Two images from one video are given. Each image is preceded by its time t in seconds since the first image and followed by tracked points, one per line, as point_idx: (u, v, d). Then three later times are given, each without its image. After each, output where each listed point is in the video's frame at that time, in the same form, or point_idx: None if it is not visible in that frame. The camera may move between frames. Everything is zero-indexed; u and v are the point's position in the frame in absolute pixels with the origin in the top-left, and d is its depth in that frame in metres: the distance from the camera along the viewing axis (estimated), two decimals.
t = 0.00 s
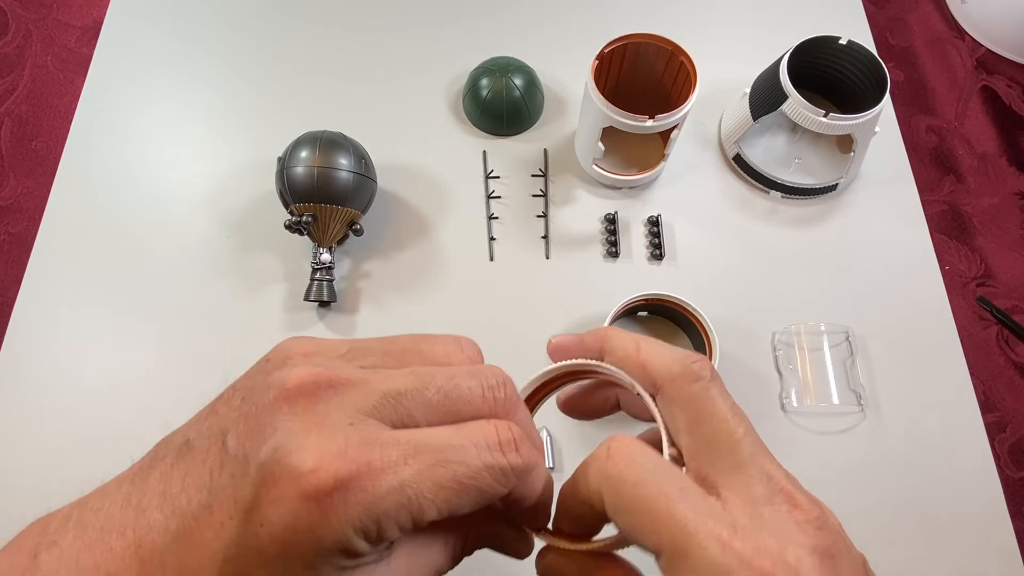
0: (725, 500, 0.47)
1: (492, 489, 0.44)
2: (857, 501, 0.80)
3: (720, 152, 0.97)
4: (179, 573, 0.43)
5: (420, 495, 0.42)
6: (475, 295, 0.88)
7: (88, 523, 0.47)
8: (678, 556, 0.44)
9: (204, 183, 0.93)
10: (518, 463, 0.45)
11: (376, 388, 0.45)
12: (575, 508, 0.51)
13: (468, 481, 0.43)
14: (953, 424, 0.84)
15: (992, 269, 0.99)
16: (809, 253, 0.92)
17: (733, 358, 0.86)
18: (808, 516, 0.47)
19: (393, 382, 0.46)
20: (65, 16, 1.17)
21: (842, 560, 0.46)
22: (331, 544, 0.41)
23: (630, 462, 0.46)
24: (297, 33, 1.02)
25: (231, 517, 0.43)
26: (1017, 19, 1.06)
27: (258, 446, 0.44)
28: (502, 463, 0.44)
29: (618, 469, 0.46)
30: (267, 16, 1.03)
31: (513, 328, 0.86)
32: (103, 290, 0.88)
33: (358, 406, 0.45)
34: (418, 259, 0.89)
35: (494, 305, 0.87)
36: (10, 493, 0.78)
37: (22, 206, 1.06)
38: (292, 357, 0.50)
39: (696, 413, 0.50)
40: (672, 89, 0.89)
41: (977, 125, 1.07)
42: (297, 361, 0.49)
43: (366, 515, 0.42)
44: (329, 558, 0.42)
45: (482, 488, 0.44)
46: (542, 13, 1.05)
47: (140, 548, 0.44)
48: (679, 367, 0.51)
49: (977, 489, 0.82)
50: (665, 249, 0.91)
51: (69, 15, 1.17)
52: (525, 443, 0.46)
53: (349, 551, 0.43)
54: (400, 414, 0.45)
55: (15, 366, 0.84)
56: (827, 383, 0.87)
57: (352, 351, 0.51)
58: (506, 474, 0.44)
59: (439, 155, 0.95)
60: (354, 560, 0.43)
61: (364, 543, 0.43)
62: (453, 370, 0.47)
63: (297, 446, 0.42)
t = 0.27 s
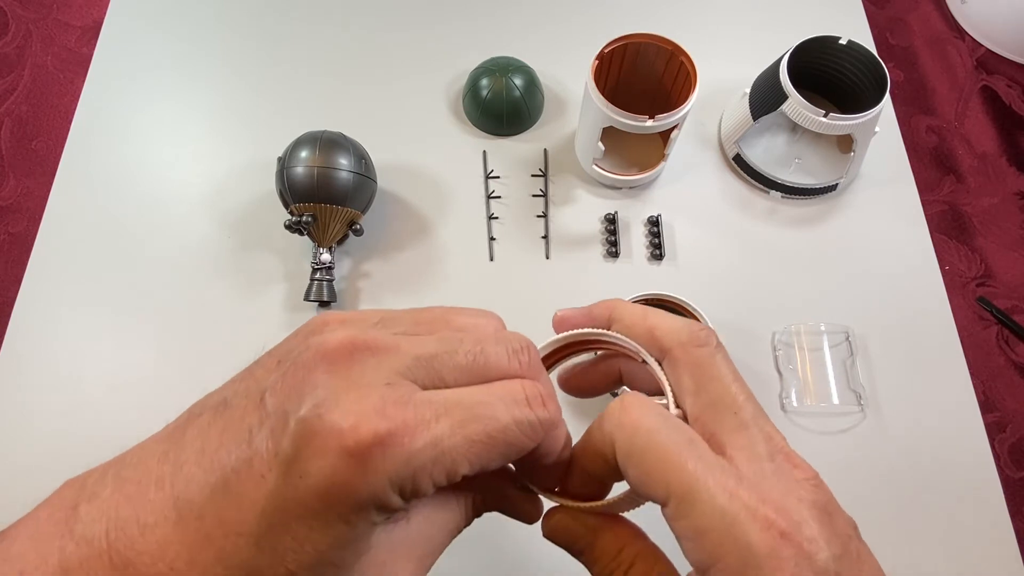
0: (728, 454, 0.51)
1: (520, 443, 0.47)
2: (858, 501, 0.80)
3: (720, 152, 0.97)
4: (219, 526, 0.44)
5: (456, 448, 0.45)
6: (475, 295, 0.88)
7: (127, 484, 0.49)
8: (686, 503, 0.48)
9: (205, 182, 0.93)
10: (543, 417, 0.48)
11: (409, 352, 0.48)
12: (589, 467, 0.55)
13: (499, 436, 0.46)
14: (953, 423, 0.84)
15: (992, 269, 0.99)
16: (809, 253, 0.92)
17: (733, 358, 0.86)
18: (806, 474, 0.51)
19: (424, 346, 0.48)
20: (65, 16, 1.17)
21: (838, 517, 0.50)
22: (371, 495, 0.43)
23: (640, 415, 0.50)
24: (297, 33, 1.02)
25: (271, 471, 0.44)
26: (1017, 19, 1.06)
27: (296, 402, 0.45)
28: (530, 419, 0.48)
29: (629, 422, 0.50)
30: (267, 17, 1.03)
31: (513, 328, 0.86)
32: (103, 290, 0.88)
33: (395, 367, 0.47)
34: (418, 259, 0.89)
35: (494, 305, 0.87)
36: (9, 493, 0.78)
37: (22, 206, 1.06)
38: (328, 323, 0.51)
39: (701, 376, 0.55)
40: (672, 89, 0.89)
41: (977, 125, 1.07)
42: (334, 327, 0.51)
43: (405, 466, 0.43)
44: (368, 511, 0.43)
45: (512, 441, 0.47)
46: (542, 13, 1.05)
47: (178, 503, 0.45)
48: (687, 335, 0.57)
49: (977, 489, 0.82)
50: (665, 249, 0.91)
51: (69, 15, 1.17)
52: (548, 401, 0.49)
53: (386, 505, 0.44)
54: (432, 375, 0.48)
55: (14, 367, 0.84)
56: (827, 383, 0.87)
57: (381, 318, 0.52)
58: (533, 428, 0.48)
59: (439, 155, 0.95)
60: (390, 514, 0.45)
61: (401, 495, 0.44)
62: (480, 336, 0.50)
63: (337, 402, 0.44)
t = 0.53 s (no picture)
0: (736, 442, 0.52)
1: (526, 451, 0.47)
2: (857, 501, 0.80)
3: (720, 152, 0.97)
4: (228, 529, 0.45)
5: (460, 459, 0.44)
6: (475, 295, 0.88)
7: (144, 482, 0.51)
8: (697, 488, 0.48)
9: (205, 183, 0.93)
10: (550, 424, 0.47)
11: (409, 359, 0.48)
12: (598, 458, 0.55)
13: (503, 444, 0.46)
14: (953, 424, 0.84)
15: (992, 269, 0.99)
16: (809, 253, 0.92)
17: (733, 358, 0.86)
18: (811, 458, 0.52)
19: (425, 353, 0.48)
20: (65, 16, 1.17)
21: (845, 501, 0.51)
22: (374, 506, 0.43)
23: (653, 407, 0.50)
24: (297, 33, 1.02)
25: (277, 479, 0.44)
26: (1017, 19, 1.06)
27: (300, 412, 0.45)
28: (535, 426, 0.46)
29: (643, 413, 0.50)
30: (267, 17, 1.03)
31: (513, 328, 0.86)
32: (103, 290, 0.88)
33: (398, 375, 0.47)
34: (418, 259, 0.89)
35: (494, 305, 0.87)
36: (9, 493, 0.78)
37: (22, 206, 1.06)
38: (332, 331, 0.52)
39: (705, 367, 0.56)
40: (672, 89, 0.89)
41: (977, 125, 1.07)
42: (336, 334, 0.51)
43: (407, 478, 0.43)
44: (371, 519, 0.44)
45: (517, 448, 0.46)
46: (542, 13, 1.05)
47: (189, 506, 0.47)
48: (689, 329, 0.58)
49: (977, 489, 0.82)
50: (665, 249, 0.91)
51: (69, 15, 1.17)
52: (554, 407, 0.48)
53: (390, 514, 0.44)
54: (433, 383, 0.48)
55: (14, 366, 0.84)
56: (827, 383, 0.87)
57: (384, 324, 0.53)
58: (537, 436, 0.47)
59: (439, 155, 0.95)
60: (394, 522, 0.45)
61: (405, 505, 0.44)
62: (482, 342, 0.50)
63: (341, 412, 0.44)
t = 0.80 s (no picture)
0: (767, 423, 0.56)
1: (487, 433, 0.48)
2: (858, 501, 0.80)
3: (720, 152, 0.97)
4: (210, 516, 0.49)
5: (421, 440, 0.46)
6: (475, 295, 0.88)
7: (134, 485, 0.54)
8: (743, 453, 0.52)
9: (205, 183, 0.93)
10: (514, 405, 0.48)
11: (384, 348, 0.50)
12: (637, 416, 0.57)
13: (464, 427, 0.47)
14: (953, 424, 0.84)
15: (992, 269, 0.99)
16: (809, 253, 0.92)
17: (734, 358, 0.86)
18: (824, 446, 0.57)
19: (400, 342, 0.51)
20: (65, 16, 1.17)
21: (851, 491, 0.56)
22: (339, 488, 0.46)
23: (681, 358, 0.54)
24: (297, 33, 1.02)
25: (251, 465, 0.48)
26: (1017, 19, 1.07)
27: (278, 400, 0.49)
28: (498, 408, 0.48)
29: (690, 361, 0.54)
30: (267, 17, 1.03)
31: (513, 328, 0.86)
32: (103, 290, 0.88)
33: (367, 365, 0.49)
34: (418, 259, 0.89)
35: (494, 305, 0.87)
36: (10, 493, 0.78)
37: (22, 206, 1.06)
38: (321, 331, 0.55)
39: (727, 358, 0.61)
40: (672, 89, 0.89)
41: (977, 125, 1.07)
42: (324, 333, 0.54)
43: (369, 460, 0.45)
44: (341, 500, 0.46)
45: (480, 429, 0.48)
46: (542, 13, 1.05)
47: (173, 501, 0.50)
48: (700, 326, 0.61)
49: (978, 489, 0.82)
50: (665, 249, 0.91)
51: (69, 15, 1.17)
52: (523, 389, 0.49)
53: (356, 498, 0.46)
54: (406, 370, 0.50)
55: (14, 367, 0.84)
56: (827, 383, 0.87)
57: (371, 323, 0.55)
58: (501, 418, 0.48)
59: (439, 155, 0.95)
60: (362, 506, 0.47)
61: (370, 488, 0.46)
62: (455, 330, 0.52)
63: (309, 400, 0.47)
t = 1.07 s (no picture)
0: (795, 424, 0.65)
1: (464, 393, 0.49)
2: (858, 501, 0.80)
3: (720, 152, 0.97)
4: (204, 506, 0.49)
5: (397, 400, 0.47)
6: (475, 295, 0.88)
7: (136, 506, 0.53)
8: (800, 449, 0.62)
9: (204, 183, 0.93)
10: (490, 362, 0.50)
11: (366, 325, 0.53)
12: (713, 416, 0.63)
13: (440, 388, 0.48)
14: (953, 424, 0.84)
15: (992, 269, 0.99)
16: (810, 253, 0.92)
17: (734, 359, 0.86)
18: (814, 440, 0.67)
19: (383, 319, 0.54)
20: (65, 16, 1.17)
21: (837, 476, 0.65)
22: (317, 457, 0.46)
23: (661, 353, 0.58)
24: (297, 33, 1.02)
25: (240, 446, 0.49)
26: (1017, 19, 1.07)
27: (266, 384, 0.51)
28: (474, 365, 0.49)
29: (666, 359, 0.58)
30: (267, 17, 1.03)
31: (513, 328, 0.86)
32: (103, 290, 0.88)
33: (351, 342, 0.52)
34: (418, 259, 0.89)
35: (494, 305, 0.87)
36: (9, 493, 0.78)
37: (22, 206, 1.06)
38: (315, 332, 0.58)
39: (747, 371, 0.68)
40: (672, 89, 0.89)
41: (977, 125, 1.07)
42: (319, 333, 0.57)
43: (345, 423, 0.46)
44: (323, 465, 0.46)
45: (457, 390, 0.49)
46: (542, 13, 1.05)
47: (173, 499, 0.51)
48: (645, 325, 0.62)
49: (978, 489, 0.82)
50: (665, 249, 0.91)
51: (69, 15, 1.17)
52: (499, 345, 0.51)
53: (335, 471, 0.47)
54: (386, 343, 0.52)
55: (14, 366, 0.84)
56: (827, 383, 0.87)
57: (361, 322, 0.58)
58: (478, 377, 0.49)
59: (439, 155, 0.95)
60: (342, 481, 0.47)
61: (348, 459, 0.47)
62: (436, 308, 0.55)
63: (293, 372, 0.49)
